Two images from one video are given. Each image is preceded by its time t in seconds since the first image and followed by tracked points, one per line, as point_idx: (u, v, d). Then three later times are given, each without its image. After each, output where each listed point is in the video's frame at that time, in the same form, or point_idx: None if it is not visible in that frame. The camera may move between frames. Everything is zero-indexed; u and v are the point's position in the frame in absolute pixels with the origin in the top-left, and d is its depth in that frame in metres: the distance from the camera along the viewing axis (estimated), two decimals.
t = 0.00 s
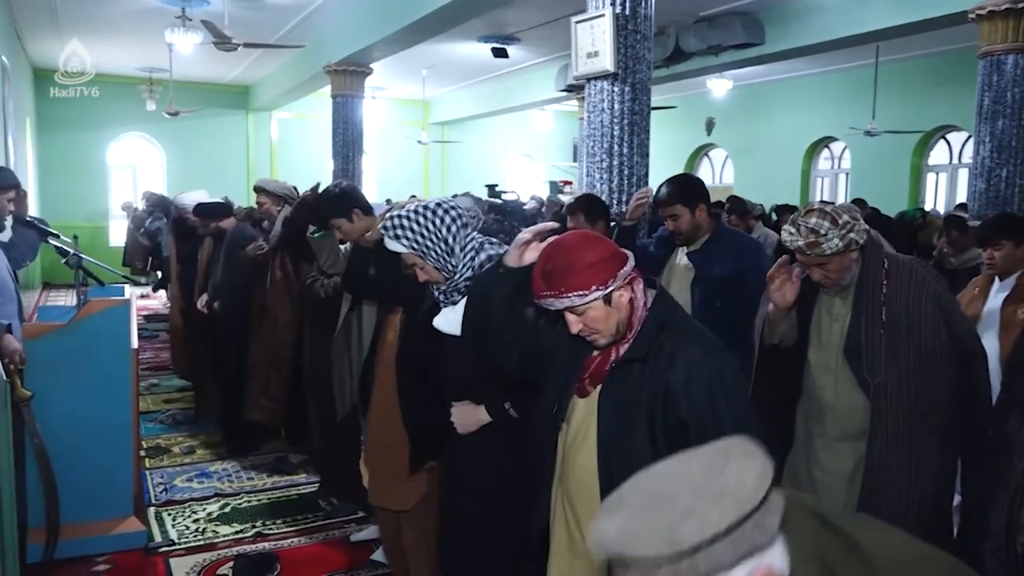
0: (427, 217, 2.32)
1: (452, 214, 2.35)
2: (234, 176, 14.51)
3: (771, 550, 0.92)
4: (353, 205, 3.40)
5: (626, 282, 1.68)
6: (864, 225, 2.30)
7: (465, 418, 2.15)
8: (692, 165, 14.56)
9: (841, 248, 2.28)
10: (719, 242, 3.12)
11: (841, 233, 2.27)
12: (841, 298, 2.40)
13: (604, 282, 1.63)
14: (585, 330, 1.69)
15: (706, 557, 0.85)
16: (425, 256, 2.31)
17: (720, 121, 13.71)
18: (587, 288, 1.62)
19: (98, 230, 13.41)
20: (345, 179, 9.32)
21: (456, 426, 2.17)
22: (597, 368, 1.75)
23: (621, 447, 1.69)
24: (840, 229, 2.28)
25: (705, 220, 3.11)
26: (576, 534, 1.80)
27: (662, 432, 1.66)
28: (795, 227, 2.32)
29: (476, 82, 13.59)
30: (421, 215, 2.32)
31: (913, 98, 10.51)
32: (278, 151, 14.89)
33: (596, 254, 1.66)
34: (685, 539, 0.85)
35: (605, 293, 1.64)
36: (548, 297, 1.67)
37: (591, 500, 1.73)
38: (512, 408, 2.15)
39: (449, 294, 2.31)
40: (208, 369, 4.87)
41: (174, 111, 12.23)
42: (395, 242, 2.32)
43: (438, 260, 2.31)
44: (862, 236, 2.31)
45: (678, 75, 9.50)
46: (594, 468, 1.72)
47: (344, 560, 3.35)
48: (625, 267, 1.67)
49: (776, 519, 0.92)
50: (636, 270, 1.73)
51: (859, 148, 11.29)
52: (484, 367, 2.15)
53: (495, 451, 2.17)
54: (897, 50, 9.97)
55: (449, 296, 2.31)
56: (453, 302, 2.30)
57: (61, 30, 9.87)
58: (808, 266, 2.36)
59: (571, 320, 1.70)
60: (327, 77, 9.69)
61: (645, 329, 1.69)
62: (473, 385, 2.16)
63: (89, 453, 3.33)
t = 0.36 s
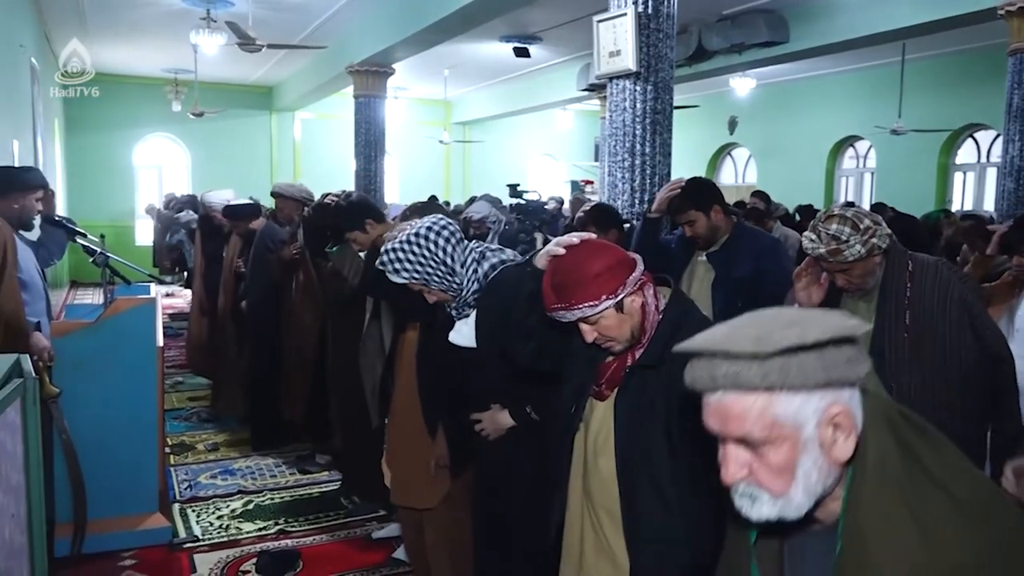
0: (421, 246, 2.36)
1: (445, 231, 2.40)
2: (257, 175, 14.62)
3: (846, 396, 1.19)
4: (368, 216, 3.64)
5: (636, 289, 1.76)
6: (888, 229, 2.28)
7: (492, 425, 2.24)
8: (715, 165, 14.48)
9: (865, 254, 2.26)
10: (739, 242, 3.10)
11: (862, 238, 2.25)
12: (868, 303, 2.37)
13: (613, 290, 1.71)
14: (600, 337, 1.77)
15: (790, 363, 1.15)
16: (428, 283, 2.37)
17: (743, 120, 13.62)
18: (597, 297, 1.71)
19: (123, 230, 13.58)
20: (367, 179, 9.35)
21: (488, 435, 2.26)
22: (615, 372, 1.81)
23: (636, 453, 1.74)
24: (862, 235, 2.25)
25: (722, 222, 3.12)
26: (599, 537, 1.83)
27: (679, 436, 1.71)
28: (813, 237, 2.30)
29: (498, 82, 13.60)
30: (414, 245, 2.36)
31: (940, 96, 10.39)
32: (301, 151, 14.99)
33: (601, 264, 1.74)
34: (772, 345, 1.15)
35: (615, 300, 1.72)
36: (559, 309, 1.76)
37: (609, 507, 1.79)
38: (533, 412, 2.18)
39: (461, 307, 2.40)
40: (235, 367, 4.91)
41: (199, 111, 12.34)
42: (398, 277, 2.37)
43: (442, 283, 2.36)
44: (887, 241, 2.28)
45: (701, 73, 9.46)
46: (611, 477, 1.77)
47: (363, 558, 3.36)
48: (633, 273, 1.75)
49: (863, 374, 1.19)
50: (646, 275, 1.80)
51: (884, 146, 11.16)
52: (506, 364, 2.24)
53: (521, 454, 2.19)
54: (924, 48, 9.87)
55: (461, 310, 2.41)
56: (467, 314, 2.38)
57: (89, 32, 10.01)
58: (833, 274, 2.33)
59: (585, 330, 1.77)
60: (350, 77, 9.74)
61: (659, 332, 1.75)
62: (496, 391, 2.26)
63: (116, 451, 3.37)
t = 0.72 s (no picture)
0: (432, 266, 2.35)
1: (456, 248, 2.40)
2: (279, 175, 14.71)
3: (915, 315, 1.22)
4: (376, 227, 3.66)
5: (649, 294, 1.75)
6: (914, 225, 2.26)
7: (501, 422, 2.32)
8: (736, 165, 14.39)
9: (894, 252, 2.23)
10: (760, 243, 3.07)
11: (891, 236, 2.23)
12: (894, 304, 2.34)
13: (625, 297, 1.71)
14: (615, 343, 1.77)
15: (869, 262, 1.19)
16: (445, 301, 2.36)
17: (765, 119, 13.53)
18: (610, 306, 1.71)
19: (147, 230, 13.74)
20: (388, 179, 9.37)
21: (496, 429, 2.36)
22: (632, 375, 1.82)
23: (651, 458, 1.74)
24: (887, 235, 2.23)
25: (742, 223, 3.12)
26: (621, 540, 1.83)
27: (694, 441, 1.70)
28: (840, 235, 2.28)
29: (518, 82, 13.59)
30: (425, 266, 2.36)
31: (966, 94, 10.26)
32: (322, 152, 15.07)
33: (611, 273, 1.74)
34: (855, 242, 1.20)
35: (628, 308, 1.72)
36: (573, 319, 1.76)
37: (630, 508, 1.79)
38: (541, 413, 2.21)
39: (480, 317, 2.39)
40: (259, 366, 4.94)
41: (222, 112, 12.46)
42: (415, 300, 2.38)
43: (458, 299, 2.36)
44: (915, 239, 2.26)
45: (722, 72, 9.40)
46: (630, 481, 1.77)
47: (382, 557, 3.37)
48: (645, 279, 1.75)
49: (935, 298, 1.21)
50: (659, 281, 1.80)
51: (909, 145, 11.03)
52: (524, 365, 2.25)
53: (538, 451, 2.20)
54: (949, 45, 9.75)
55: (480, 320, 2.39)
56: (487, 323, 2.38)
57: (113, 34, 10.11)
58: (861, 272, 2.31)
59: (601, 339, 1.77)
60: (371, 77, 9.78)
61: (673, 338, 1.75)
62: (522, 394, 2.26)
63: (141, 448, 3.41)
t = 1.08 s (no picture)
0: (449, 270, 2.33)
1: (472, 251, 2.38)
2: (290, 175, 14.75)
3: (985, 268, 1.22)
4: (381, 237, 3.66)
5: (658, 299, 1.75)
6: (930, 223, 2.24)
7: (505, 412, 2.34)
8: (748, 164, 14.33)
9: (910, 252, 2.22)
10: (770, 244, 3.05)
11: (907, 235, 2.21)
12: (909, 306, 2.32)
13: (633, 302, 1.71)
14: (624, 348, 1.76)
15: (951, 203, 1.19)
16: (462, 306, 2.35)
17: (776, 118, 13.48)
18: (619, 311, 1.70)
19: (159, 229, 13.80)
20: (398, 179, 9.38)
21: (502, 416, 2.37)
22: (641, 378, 1.80)
23: (661, 460, 1.73)
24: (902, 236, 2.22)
25: (753, 224, 3.10)
26: (632, 542, 1.82)
27: (704, 441, 1.70)
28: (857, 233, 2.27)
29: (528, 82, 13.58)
30: (442, 271, 2.34)
31: (979, 93, 10.18)
32: (332, 152, 15.11)
33: (619, 278, 1.73)
34: (939, 181, 1.20)
35: (637, 313, 1.71)
36: (582, 325, 1.76)
37: (642, 510, 1.79)
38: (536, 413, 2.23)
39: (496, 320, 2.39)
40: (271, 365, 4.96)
41: (233, 112, 12.51)
42: (431, 304, 2.37)
43: (475, 304, 2.35)
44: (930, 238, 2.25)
45: (733, 71, 9.37)
46: (642, 483, 1.76)
47: (393, 555, 3.38)
48: (654, 284, 1.74)
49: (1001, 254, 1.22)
50: (669, 283, 1.79)
51: (921, 145, 10.97)
52: (536, 366, 2.25)
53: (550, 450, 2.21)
54: (962, 44, 9.68)
55: (495, 322, 2.40)
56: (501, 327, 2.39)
57: (125, 35, 10.17)
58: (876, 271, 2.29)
59: (612, 344, 1.77)
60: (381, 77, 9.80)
61: (682, 341, 1.74)
62: (531, 392, 2.26)
63: (151, 443, 3.42)
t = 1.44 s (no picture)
0: (470, 265, 2.32)
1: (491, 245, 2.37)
2: (302, 174, 14.79)
3: (1020, 257, 1.20)
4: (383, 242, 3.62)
5: (670, 302, 1.74)
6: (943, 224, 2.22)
7: (514, 406, 2.39)
8: (760, 162, 14.26)
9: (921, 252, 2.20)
10: (783, 243, 3.04)
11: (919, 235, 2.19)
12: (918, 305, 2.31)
13: (645, 306, 1.70)
14: (636, 349, 1.76)
15: (987, 189, 1.18)
16: (481, 302, 2.36)
17: (789, 117, 13.42)
18: (630, 315, 1.70)
19: (171, 228, 13.86)
20: (409, 178, 9.40)
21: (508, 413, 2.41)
22: (654, 378, 1.80)
23: (672, 462, 1.72)
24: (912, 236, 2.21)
25: (765, 224, 3.09)
26: (644, 543, 1.82)
27: (715, 442, 1.69)
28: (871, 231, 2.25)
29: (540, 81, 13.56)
30: (462, 265, 2.33)
31: (994, 91, 10.10)
32: (344, 151, 15.15)
33: (629, 282, 1.73)
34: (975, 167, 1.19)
35: (649, 315, 1.71)
36: (593, 328, 1.76)
37: (655, 513, 1.78)
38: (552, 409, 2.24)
39: (513, 318, 2.39)
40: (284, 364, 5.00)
41: (245, 112, 12.54)
42: (450, 298, 2.36)
43: (494, 300, 2.35)
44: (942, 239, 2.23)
45: (746, 69, 9.34)
46: (654, 485, 1.76)
47: (404, 554, 3.39)
48: (665, 286, 1.73)
49: None
50: (679, 284, 1.78)
51: (935, 143, 10.89)
52: (550, 368, 2.25)
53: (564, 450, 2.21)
54: (977, 42, 9.60)
55: (513, 319, 2.40)
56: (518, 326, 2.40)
57: (139, 35, 10.21)
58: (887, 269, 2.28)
59: (624, 348, 1.76)
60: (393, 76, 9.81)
61: (694, 342, 1.73)
62: (545, 391, 2.27)
63: (157, 438, 3.43)
